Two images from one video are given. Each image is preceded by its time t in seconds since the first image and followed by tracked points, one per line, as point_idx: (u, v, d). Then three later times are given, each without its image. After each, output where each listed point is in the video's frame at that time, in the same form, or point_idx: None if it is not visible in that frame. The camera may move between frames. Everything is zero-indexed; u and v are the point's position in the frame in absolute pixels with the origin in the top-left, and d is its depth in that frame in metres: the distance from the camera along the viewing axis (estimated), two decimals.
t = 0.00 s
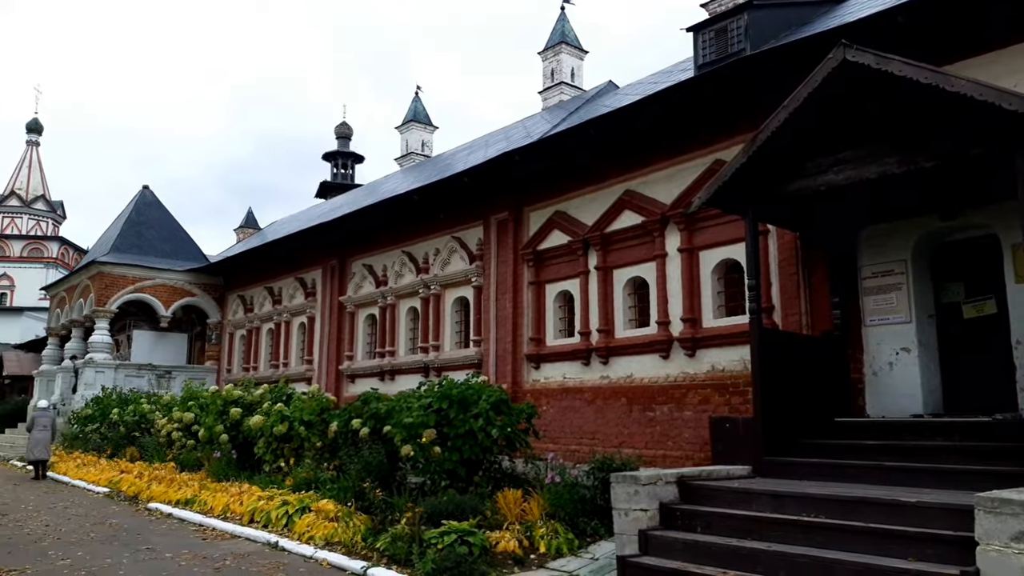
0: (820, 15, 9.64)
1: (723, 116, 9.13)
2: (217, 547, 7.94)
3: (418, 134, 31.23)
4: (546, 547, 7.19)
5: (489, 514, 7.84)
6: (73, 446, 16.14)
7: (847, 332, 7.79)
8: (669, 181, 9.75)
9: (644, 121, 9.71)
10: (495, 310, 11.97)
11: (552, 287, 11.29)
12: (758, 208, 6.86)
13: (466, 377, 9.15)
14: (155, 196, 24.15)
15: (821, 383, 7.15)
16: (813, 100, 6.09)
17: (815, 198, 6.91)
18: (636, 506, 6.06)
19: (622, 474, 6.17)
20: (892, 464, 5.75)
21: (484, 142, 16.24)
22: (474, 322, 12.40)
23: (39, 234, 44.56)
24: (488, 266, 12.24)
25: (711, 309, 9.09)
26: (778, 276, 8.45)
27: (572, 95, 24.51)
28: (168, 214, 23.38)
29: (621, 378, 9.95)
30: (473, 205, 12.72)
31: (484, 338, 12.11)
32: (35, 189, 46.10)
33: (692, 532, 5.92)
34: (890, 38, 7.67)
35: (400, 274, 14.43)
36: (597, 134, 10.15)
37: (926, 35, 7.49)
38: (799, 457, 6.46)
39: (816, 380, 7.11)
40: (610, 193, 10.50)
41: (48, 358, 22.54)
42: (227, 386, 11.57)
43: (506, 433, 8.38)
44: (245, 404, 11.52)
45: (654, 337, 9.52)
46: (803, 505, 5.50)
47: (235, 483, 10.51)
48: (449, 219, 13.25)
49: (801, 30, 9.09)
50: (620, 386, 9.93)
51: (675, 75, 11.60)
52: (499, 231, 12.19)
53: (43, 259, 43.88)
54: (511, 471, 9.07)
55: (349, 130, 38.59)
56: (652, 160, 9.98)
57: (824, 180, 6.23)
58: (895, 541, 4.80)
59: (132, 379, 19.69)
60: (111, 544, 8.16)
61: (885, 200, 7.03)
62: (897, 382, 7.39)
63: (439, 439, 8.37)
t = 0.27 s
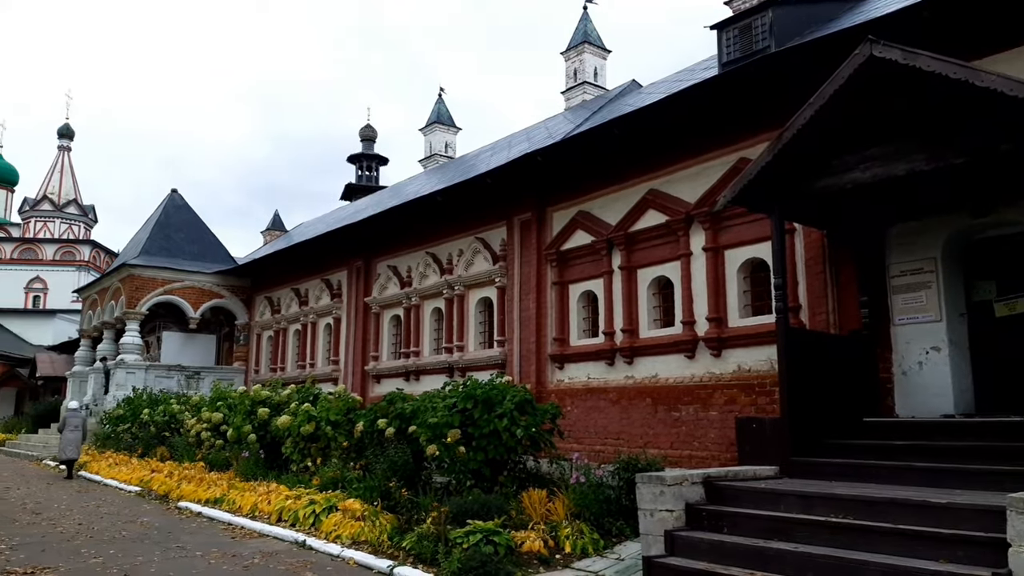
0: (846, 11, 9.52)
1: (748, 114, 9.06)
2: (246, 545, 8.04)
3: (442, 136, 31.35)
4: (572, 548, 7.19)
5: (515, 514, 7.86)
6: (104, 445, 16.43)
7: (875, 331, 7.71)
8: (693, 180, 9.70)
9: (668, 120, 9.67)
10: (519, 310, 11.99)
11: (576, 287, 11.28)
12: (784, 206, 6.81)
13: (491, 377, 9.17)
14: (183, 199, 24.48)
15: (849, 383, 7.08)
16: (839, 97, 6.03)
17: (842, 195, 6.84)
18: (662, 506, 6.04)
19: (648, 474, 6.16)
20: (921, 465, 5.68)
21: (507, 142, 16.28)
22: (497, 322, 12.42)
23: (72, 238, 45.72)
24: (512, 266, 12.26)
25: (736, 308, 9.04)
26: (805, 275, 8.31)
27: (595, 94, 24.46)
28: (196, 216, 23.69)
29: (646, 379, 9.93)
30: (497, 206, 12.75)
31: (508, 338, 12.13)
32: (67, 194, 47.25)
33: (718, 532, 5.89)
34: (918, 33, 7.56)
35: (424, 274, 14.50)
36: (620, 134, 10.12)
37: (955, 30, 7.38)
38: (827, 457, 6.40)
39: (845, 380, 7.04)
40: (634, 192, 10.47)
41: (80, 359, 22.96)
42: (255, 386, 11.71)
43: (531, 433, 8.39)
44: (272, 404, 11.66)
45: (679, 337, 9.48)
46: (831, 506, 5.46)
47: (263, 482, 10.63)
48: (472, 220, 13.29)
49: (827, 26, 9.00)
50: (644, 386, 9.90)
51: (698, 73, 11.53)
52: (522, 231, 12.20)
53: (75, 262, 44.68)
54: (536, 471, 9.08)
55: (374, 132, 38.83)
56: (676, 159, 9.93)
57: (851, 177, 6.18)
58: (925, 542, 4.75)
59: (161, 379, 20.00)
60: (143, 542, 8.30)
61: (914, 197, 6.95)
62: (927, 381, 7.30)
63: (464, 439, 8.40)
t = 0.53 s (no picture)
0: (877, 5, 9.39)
1: (778, 111, 8.97)
2: (278, 544, 8.13)
3: (469, 137, 31.44)
4: (602, 548, 7.18)
5: (544, 513, 7.86)
6: (139, 444, 16.72)
7: (910, 329, 7.56)
8: (722, 177, 9.63)
9: (696, 118, 9.61)
10: (546, 310, 11.99)
11: (604, 287, 11.24)
12: (815, 203, 6.73)
13: (520, 377, 9.19)
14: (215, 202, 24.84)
15: (883, 382, 6.97)
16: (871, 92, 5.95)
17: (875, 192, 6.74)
18: (693, 506, 6.01)
19: (678, 475, 6.13)
20: (958, 465, 5.58)
21: (534, 142, 16.28)
22: (525, 322, 12.43)
23: (109, 241, 46.80)
24: (539, 266, 12.26)
25: (767, 307, 8.94)
26: (837, 272, 8.30)
27: (622, 93, 24.37)
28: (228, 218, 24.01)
29: (676, 378, 9.87)
30: (524, 205, 12.76)
31: (536, 337, 12.13)
32: (103, 198, 48.27)
33: (750, 533, 5.84)
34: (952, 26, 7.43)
35: (452, 275, 14.56)
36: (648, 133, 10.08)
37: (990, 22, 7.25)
38: (861, 457, 6.31)
39: (878, 378, 6.94)
40: (662, 191, 10.42)
41: (116, 360, 23.40)
42: (287, 387, 11.85)
43: (559, 433, 8.38)
44: (303, 404, 11.79)
45: (709, 336, 9.41)
46: (865, 507, 5.38)
47: (295, 481, 10.75)
48: (500, 220, 13.31)
49: (858, 21, 8.88)
50: (674, 385, 9.84)
51: (727, 70, 11.44)
52: (550, 231, 12.19)
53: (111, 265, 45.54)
54: (565, 471, 9.08)
55: (401, 133, 39.07)
56: (705, 157, 9.86)
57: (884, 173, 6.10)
58: (961, 544, 4.67)
59: (194, 380, 20.32)
60: (178, 540, 8.43)
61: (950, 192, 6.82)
62: (964, 380, 7.15)
63: (493, 439, 8.41)
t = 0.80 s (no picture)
0: None
1: (804, 106, 8.87)
2: (305, 541, 8.21)
3: (491, 136, 31.49)
4: (627, 547, 7.15)
5: (569, 512, 7.85)
6: (169, 443, 16.97)
7: (941, 327, 7.42)
8: (748, 174, 9.54)
9: (720, 115, 9.53)
10: (570, 308, 11.97)
11: (628, 285, 11.20)
12: (843, 200, 6.65)
13: (544, 376, 9.19)
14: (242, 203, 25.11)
15: (913, 380, 6.87)
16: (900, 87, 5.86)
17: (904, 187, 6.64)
18: (719, 506, 5.97)
19: (705, 474, 6.09)
20: (991, 465, 5.49)
21: (557, 140, 16.25)
22: (548, 321, 12.41)
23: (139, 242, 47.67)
24: (563, 264, 12.24)
25: (794, 305, 8.85)
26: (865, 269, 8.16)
27: (645, 90, 24.26)
28: (254, 218, 24.24)
29: (701, 377, 9.81)
30: (547, 204, 12.75)
31: (559, 336, 12.12)
32: (132, 199, 49.15)
33: (778, 533, 5.78)
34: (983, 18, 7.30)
35: (476, 274, 14.58)
36: (672, 130, 10.01)
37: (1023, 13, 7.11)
38: (891, 457, 6.23)
39: (908, 377, 6.84)
40: (687, 188, 10.35)
41: (146, 359, 23.75)
42: (313, 386, 11.95)
43: (583, 432, 8.36)
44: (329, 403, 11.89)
45: (735, 334, 9.34)
46: (895, 507, 5.31)
47: (322, 479, 10.83)
48: (523, 218, 13.31)
49: (886, 14, 8.75)
50: (699, 384, 9.78)
51: (752, 66, 11.33)
52: (573, 229, 12.17)
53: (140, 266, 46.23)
54: (589, 470, 9.06)
55: (425, 133, 39.23)
56: (730, 153, 9.77)
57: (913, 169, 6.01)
58: (994, 544, 4.59)
59: (222, 379, 20.56)
60: (207, 537, 8.54)
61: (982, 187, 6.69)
62: (997, 378, 6.99)
63: (517, 437, 8.42)
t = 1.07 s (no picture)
0: None
1: (831, 103, 8.77)
2: (332, 541, 8.27)
3: (514, 136, 31.50)
4: (653, 548, 7.12)
5: (594, 513, 7.84)
6: (198, 443, 17.19)
7: (973, 325, 7.25)
8: (774, 172, 9.46)
9: (745, 112, 9.46)
10: (594, 308, 11.94)
11: (652, 284, 11.15)
12: (871, 196, 6.56)
13: (568, 376, 9.19)
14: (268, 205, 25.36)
15: (944, 379, 6.76)
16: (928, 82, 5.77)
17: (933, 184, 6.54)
18: (746, 507, 5.92)
19: (731, 475, 6.05)
20: None
21: (581, 140, 16.22)
22: (572, 321, 12.39)
23: (167, 244, 48.24)
24: (586, 264, 12.22)
25: (822, 304, 8.76)
26: (894, 267, 8.10)
27: (669, 88, 24.12)
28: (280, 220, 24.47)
29: (728, 377, 9.74)
30: (571, 204, 12.73)
31: (583, 336, 12.10)
32: (161, 203, 49.83)
33: (806, 534, 5.72)
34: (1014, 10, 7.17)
35: (499, 274, 14.60)
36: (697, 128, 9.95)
37: None
38: (921, 457, 6.14)
39: (939, 376, 6.74)
40: (712, 186, 10.28)
41: (175, 360, 24.09)
42: (339, 386, 12.04)
43: (608, 432, 8.34)
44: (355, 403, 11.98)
45: (762, 334, 9.26)
46: (926, 508, 5.23)
47: (348, 479, 10.91)
48: (547, 218, 13.30)
49: (914, 8, 8.63)
50: (725, 384, 9.72)
51: (777, 62, 11.23)
52: (596, 229, 12.15)
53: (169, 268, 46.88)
54: (615, 470, 9.04)
55: (448, 134, 39.34)
56: (755, 151, 9.70)
57: (942, 165, 5.91)
58: None
59: (250, 379, 20.78)
60: (235, 536, 8.64)
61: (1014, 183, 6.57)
62: None
63: (541, 437, 8.41)
